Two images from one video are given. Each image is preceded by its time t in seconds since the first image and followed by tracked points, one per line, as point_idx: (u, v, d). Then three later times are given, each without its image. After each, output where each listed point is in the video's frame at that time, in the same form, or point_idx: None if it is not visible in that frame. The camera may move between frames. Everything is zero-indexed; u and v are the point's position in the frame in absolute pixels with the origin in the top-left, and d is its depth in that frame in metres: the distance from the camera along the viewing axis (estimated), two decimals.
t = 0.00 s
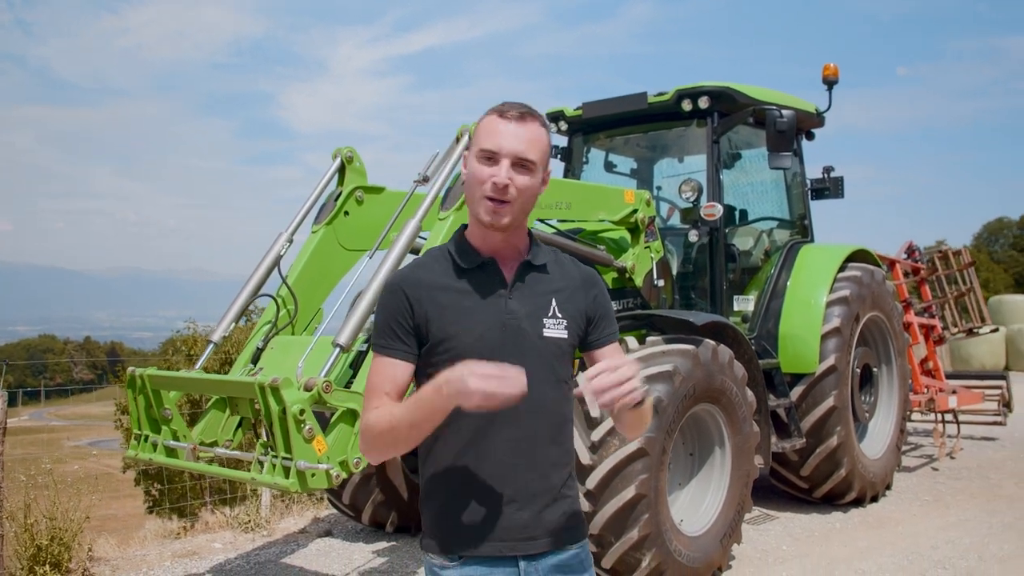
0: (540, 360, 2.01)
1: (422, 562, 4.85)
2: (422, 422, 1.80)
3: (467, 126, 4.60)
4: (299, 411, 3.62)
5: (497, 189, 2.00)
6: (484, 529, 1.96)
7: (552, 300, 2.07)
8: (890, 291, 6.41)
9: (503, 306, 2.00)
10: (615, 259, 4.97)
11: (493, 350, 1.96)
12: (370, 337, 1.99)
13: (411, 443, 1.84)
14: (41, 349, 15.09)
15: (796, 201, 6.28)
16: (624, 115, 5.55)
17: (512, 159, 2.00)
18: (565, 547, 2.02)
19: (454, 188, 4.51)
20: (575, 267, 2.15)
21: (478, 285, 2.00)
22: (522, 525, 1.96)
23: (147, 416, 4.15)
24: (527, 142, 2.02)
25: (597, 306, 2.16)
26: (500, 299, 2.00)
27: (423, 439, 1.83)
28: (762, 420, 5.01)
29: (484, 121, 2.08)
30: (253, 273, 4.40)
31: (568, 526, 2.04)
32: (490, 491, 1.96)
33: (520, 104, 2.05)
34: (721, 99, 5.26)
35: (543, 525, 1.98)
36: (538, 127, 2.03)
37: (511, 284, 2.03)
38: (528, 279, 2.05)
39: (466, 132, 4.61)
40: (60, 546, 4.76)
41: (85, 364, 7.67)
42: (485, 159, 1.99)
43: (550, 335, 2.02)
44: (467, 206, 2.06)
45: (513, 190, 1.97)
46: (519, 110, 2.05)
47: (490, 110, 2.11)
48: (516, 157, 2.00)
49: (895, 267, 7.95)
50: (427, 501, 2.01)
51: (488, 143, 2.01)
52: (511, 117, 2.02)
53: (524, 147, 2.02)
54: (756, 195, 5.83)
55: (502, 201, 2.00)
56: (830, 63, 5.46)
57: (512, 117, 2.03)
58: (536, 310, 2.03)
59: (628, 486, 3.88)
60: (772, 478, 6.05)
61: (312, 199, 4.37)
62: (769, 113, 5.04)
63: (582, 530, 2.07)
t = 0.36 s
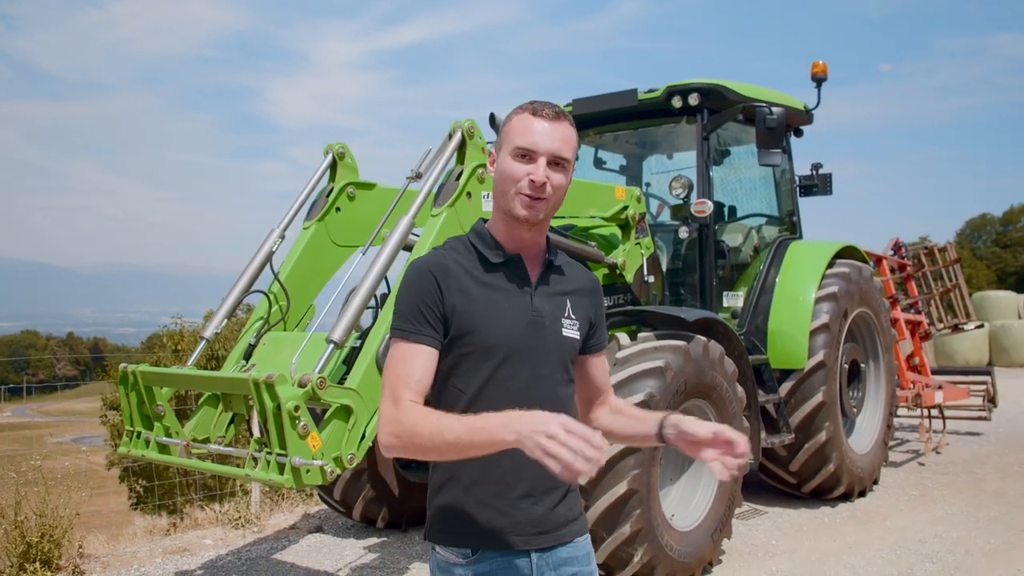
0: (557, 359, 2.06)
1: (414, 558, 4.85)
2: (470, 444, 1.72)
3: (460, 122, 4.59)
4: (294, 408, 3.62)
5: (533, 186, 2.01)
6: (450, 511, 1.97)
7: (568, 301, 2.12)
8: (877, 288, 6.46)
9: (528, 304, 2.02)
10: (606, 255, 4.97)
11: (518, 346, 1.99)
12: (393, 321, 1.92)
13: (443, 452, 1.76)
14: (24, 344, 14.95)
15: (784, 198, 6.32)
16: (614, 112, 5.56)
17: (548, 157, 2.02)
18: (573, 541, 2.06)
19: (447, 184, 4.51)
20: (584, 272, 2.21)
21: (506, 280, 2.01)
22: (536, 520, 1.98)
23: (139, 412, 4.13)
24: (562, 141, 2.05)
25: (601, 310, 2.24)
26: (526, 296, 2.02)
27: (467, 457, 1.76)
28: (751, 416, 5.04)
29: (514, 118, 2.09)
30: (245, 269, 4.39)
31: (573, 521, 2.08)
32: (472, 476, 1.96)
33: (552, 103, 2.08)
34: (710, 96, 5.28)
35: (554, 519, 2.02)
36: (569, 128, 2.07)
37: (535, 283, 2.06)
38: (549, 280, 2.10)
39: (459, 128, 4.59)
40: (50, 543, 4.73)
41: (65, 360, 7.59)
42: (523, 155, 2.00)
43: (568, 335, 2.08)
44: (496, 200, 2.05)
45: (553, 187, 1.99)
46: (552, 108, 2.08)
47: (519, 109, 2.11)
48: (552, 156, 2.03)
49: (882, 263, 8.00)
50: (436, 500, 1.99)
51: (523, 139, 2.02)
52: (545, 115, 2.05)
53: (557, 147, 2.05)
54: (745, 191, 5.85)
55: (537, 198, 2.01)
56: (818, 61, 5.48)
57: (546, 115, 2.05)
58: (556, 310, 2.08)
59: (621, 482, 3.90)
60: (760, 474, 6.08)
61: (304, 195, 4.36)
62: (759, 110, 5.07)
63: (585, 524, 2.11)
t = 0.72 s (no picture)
0: (554, 353, 2.03)
1: (406, 552, 4.86)
2: (474, 438, 1.87)
3: (453, 117, 4.58)
4: (288, 402, 3.60)
5: (520, 176, 2.01)
6: (456, 476, 1.99)
7: (571, 295, 2.08)
8: (865, 283, 6.49)
9: (522, 298, 2.01)
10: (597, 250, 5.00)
11: (510, 341, 1.98)
12: (390, 320, 2.00)
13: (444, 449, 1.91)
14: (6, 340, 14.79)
15: (773, 193, 6.34)
16: (604, 107, 5.57)
17: (533, 145, 2.01)
18: (576, 536, 2.04)
19: (439, 179, 4.50)
20: (597, 265, 2.15)
21: (498, 275, 2.01)
22: (533, 514, 1.98)
23: (131, 408, 4.11)
24: (547, 128, 2.03)
25: (616, 303, 2.16)
26: (520, 290, 2.01)
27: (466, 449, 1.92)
28: (742, 410, 5.06)
29: (504, 111, 2.09)
30: (237, 264, 4.37)
31: (576, 515, 2.05)
32: (481, 458, 1.97)
33: (538, 92, 2.07)
34: (700, 92, 5.30)
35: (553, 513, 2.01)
36: (555, 114, 2.04)
37: (531, 276, 2.04)
38: (549, 273, 2.06)
39: (452, 123, 4.56)
40: (41, 539, 4.72)
41: (48, 355, 7.54)
42: (506, 146, 2.00)
43: (566, 330, 2.04)
44: (490, 194, 2.06)
45: (538, 174, 1.97)
46: (537, 97, 2.06)
47: (508, 102, 2.12)
48: (538, 143, 2.01)
49: (869, 258, 8.05)
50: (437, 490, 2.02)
51: (508, 130, 2.02)
52: (529, 104, 2.04)
53: (543, 134, 2.03)
54: (734, 187, 5.88)
55: (525, 187, 2.00)
56: (807, 57, 5.50)
57: (530, 104, 2.04)
58: (555, 304, 2.05)
59: (613, 476, 3.91)
60: (749, 468, 6.11)
61: (296, 190, 4.35)
62: (749, 106, 5.08)
63: (591, 518, 2.09)
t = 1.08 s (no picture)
0: (545, 346, 2.00)
1: (401, 546, 4.86)
2: (451, 435, 1.93)
3: (448, 113, 4.58)
4: (288, 396, 3.59)
5: (498, 170, 2.01)
6: (463, 465, 2.05)
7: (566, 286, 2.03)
8: (857, 278, 6.52)
9: (511, 292, 2.01)
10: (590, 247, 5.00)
11: (498, 335, 1.99)
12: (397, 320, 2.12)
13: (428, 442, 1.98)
14: None
15: (765, 187, 6.36)
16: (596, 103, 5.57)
17: (506, 139, 2.00)
18: (576, 532, 2.00)
19: (435, 174, 4.50)
20: (599, 254, 2.08)
21: (488, 270, 2.03)
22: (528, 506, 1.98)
23: (128, 402, 4.08)
24: (519, 121, 2.02)
25: (620, 293, 2.08)
26: (509, 284, 2.01)
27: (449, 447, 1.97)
28: (735, 404, 5.08)
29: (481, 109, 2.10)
30: (233, 258, 4.36)
31: (578, 511, 2.01)
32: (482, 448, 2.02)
33: (510, 85, 2.06)
34: (693, 87, 5.31)
35: (550, 508, 1.98)
36: (528, 105, 2.03)
37: (522, 269, 2.03)
38: (539, 265, 2.03)
39: (447, 118, 4.59)
40: (36, 534, 4.70)
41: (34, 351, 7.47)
42: (480, 143, 2.01)
43: (556, 322, 1.99)
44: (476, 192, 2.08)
45: (512, 167, 1.97)
46: (509, 91, 2.05)
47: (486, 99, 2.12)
48: (510, 136, 2.01)
49: (859, 253, 8.09)
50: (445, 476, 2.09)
51: (481, 127, 2.03)
52: (500, 99, 2.04)
53: (517, 126, 2.02)
54: (727, 182, 5.90)
55: (502, 181, 2.00)
56: (799, 53, 5.52)
57: (502, 99, 2.04)
58: (547, 296, 2.01)
59: (609, 469, 3.93)
60: (742, 461, 6.14)
61: (292, 183, 4.34)
62: (743, 101, 5.10)
63: (596, 515, 2.04)
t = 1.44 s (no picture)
0: (544, 343, 2.00)
1: (397, 542, 4.87)
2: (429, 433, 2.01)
3: (445, 110, 4.58)
4: (288, 393, 3.59)
5: (493, 170, 2.01)
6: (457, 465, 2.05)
7: (563, 284, 2.04)
8: (849, 275, 6.56)
9: (509, 290, 2.02)
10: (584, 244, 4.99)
11: (497, 334, 1.99)
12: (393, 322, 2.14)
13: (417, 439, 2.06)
14: None
15: (759, 185, 6.39)
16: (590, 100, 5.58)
17: (500, 139, 2.01)
18: (576, 530, 2.01)
19: (433, 171, 4.50)
20: (594, 250, 2.10)
21: (483, 270, 2.04)
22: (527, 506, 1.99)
23: (126, 399, 4.07)
24: (512, 121, 2.02)
25: (616, 290, 2.09)
26: (506, 283, 2.02)
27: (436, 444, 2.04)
28: (730, 400, 5.11)
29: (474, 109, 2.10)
30: (230, 255, 4.35)
31: (578, 509, 2.02)
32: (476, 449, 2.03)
33: (502, 86, 2.07)
34: (688, 85, 5.33)
35: (550, 506, 1.99)
36: (521, 105, 2.03)
37: (518, 268, 2.03)
38: (535, 263, 2.04)
39: (445, 115, 4.59)
40: (31, 531, 4.69)
41: (23, 348, 7.42)
42: (474, 143, 2.02)
43: (555, 320, 2.00)
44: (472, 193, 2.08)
45: (508, 167, 1.97)
46: (501, 91, 2.06)
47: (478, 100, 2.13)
48: (505, 136, 2.01)
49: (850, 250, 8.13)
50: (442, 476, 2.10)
51: (474, 128, 2.03)
52: (493, 99, 2.04)
53: (511, 126, 2.03)
54: (720, 179, 5.92)
55: (498, 181, 2.01)
56: (791, 51, 5.54)
57: (496, 99, 2.05)
58: (544, 294, 2.02)
59: (606, 465, 3.95)
60: (736, 457, 6.18)
61: (290, 179, 4.33)
62: (737, 99, 5.11)
63: (595, 512, 2.05)
